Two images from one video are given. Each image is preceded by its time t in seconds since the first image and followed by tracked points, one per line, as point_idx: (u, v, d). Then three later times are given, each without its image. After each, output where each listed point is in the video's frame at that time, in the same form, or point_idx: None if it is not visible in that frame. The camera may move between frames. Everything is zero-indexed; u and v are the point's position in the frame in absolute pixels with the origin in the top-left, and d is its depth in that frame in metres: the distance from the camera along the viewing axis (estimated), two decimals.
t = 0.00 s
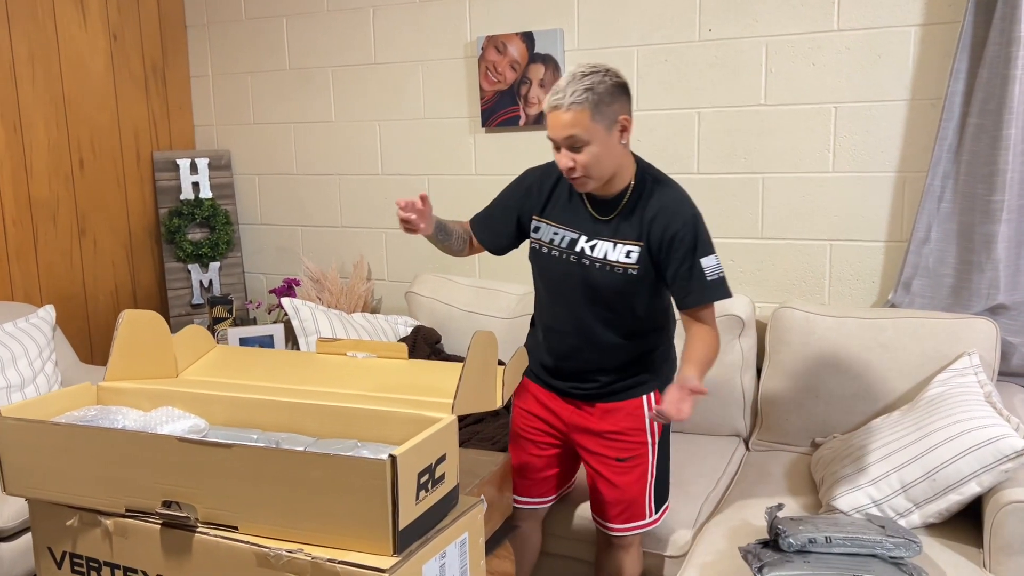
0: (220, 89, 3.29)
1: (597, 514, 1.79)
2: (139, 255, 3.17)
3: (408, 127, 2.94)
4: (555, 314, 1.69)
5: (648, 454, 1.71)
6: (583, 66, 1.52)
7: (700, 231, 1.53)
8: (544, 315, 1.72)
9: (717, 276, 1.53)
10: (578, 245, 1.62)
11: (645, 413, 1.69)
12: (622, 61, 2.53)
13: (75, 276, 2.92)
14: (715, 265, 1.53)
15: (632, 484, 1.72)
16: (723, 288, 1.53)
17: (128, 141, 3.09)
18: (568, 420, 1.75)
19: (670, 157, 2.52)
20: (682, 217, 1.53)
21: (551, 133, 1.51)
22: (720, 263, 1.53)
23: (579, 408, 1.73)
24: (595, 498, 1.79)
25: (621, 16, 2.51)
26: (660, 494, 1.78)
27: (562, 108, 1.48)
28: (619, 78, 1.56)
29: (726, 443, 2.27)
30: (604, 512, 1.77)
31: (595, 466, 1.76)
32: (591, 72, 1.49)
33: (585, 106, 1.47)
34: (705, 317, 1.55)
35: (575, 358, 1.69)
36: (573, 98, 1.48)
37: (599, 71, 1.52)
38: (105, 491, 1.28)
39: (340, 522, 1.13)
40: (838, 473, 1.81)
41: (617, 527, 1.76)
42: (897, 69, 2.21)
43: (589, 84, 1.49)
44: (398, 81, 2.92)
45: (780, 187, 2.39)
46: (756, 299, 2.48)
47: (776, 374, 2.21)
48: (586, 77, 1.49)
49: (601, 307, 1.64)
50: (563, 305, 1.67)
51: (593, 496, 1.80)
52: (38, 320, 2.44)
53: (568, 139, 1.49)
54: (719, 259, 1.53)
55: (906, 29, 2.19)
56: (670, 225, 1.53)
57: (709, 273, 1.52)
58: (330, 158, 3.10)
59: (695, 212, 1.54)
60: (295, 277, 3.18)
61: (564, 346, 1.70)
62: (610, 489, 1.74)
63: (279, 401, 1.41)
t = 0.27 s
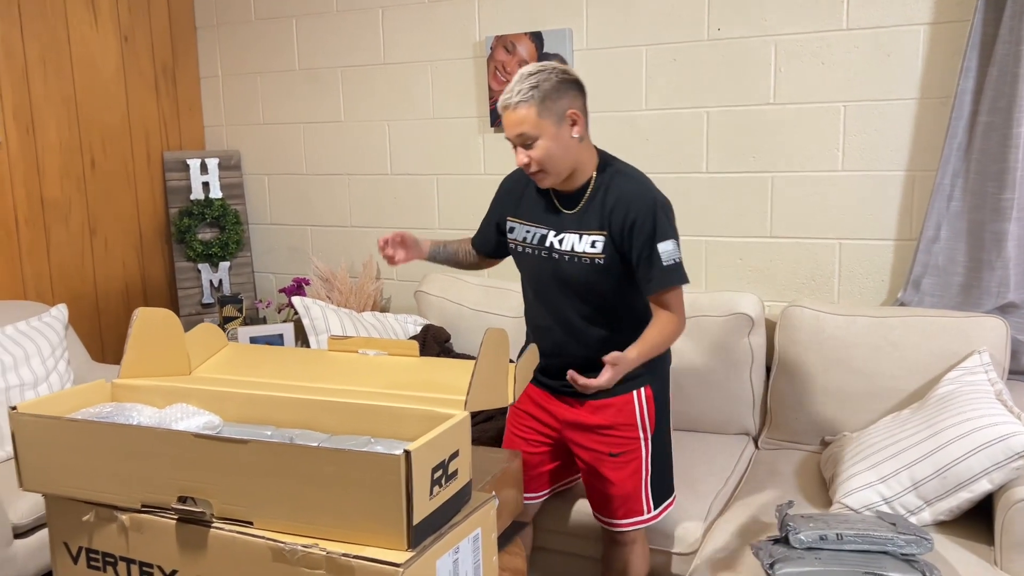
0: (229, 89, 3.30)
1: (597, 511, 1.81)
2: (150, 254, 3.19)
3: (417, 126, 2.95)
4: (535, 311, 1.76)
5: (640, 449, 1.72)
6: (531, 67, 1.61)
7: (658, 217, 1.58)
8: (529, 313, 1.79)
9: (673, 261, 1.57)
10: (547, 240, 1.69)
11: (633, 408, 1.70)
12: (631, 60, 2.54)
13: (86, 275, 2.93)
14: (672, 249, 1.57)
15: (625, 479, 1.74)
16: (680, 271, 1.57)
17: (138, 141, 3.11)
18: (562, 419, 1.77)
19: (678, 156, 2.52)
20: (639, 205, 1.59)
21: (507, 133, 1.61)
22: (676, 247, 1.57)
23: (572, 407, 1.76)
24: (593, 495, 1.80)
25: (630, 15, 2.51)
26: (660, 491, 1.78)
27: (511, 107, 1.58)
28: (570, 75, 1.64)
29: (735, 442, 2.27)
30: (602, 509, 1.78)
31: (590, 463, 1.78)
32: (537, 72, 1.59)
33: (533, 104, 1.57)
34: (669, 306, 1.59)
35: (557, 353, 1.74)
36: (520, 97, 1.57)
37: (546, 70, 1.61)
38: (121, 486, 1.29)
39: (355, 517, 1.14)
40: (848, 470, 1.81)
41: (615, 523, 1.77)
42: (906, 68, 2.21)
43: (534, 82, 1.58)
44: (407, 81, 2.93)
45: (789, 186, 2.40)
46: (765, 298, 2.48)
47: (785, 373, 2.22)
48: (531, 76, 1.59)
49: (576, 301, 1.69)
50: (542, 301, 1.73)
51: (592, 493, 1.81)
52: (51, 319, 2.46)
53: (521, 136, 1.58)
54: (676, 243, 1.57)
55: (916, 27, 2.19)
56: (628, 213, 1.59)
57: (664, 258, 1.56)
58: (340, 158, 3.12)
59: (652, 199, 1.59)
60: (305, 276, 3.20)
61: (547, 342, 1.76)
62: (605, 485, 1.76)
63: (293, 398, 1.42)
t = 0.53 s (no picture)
0: (244, 89, 3.33)
1: (574, 504, 1.83)
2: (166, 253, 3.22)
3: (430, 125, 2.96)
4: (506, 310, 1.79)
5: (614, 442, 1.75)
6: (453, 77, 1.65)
7: (602, 192, 1.62)
8: (498, 315, 1.82)
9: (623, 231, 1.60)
10: (503, 236, 1.72)
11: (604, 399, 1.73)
12: (645, 59, 2.54)
13: (102, 273, 2.96)
14: (619, 220, 1.60)
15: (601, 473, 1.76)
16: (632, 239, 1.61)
17: (154, 141, 3.14)
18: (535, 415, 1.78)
19: (691, 154, 2.52)
20: (584, 184, 1.63)
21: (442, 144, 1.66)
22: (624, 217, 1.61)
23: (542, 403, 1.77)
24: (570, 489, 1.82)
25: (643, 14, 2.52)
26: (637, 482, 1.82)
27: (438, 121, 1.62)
28: (493, 78, 1.66)
29: (748, 440, 2.28)
30: (581, 502, 1.81)
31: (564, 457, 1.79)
32: (457, 83, 1.62)
33: (456, 114, 1.61)
34: (638, 285, 1.62)
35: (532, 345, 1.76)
36: (443, 110, 1.61)
37: (466, 79, 1.64)
38: (141, 479, 1.30)
39: (373, 510, 1.15)
40: (863, 467, 1.81)
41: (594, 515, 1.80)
42: (920, 65, 2.21)
43: (455, 93, 1.61)
44: (420, 80, 2.95)
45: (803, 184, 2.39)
46: (778, 296, 2.48)
47: (799, 371, 2.22)
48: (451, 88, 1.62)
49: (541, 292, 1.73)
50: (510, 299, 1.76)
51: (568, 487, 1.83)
52: (69, 316, 2.49)
53: (454, 147, 1.63)
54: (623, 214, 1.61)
55: (930, 24, 2.18)
56: (574, 194, 1.64)
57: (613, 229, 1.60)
58: (353, 157, 3.14)
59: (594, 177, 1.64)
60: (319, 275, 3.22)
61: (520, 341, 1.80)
62: (581, 477, 1.78)
63: (310, 394, 1.43)
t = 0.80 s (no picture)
0: (248, 90, 3.34)
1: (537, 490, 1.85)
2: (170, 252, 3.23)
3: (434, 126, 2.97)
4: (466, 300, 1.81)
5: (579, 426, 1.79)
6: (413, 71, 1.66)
7: (554, 177, 1.67)
8: (461, 305, 1.84)
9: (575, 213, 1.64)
10: (463, 225, 1.75)
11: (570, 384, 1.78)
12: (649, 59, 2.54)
13: (107, 272, 2.97)
14: (570, 203, 1.65)
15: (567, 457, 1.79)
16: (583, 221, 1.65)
17: (159, 142, 3.15)
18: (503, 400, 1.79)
19: (694, 155, 2.53)
20: (536, 170, 1.68)
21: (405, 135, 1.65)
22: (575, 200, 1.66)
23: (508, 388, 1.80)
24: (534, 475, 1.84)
25: (647, 15, 2.52)
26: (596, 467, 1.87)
27: (404, 110, 1.61)
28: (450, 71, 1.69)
29: (751, 440, 2.28)
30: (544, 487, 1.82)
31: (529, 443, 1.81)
32: (420, 74, 1.63)
33: (423, 102, 1.61)
34: (586, 263, 1.67)
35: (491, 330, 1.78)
36: (408, 99, 1.61)
37: (426, 71, 1.65)
38: (146, 477, 1.31)
39: (376, 508, 1.16)
40: (865, 467, 1.81)
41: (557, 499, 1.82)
42: (923, 66, 2.21)
43: (420, 83, 1.62)
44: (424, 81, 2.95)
45: (806, 185, 2.40)
46: (781, 297, 2.49)
47: (801, 371, 2.22)
48: (415, 79, 1.63)
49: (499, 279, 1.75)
50: (471, 287, 1.79)
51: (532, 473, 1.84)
52: (74, 316, 2.50)
53: (420, 135, 1.63)
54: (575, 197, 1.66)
55: (934, 25, 2.19)
56: (528, 180, 1.68)
57: (565, 211, 1.64)
58: (357, 158, 3.14)
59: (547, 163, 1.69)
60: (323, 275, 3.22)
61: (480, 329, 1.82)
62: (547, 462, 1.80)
63: (314, 393, 1.44)
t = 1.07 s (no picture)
0: (251, 90, 3.34)
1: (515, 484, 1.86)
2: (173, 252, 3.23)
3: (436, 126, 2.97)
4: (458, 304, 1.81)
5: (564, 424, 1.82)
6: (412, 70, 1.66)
7: (547, 183, 1.68)
8: (452, 309, 1.84)
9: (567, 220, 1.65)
10: (455, 230, 1.76)
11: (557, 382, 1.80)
12: (651, 59, 2.54)
13: (110, 272, 2.98)
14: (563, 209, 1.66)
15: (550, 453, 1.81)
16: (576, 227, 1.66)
17: (162, 142, 3.15)
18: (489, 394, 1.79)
19: (696, 155, 2.52)
20: (530, 175, 1.69)
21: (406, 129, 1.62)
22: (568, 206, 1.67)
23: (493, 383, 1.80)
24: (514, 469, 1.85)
25: (649, 15, 2.52)
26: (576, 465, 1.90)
27: (409, 101, 1.60)
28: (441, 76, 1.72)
29: (753, 441, 2.27)
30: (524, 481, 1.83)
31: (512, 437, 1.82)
32: (422, 70, 1.64)
33: (431, 94, 1.61)
34: (577, 273, 1.67)
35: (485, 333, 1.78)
36: (414, 90, 1.60)
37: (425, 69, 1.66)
38: (146, 476, 1.31)
39: (376, 507, 1.16)
40: (867, 468, 1.81)
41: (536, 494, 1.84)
42: (926, 67, 2.21)
43: (424, 78, 1.63)
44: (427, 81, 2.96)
45: (809, 185, 2.39)
46: (784, 297, 2.48)
47: (804, 372, 2.22)
48: (418, 74, 1.63)
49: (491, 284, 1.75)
50: (463, 292, 1.79)
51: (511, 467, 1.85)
52: (77, 315, 2.50)
53: (425, 127, 1.61)
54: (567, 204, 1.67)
55: (937, 26, 2.18)
56: (521, 186, 1.69)
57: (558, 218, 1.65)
58: (360, 158, 3.15)
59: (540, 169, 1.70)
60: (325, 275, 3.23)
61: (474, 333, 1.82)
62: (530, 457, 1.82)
63: (314, 392, 1.44)
